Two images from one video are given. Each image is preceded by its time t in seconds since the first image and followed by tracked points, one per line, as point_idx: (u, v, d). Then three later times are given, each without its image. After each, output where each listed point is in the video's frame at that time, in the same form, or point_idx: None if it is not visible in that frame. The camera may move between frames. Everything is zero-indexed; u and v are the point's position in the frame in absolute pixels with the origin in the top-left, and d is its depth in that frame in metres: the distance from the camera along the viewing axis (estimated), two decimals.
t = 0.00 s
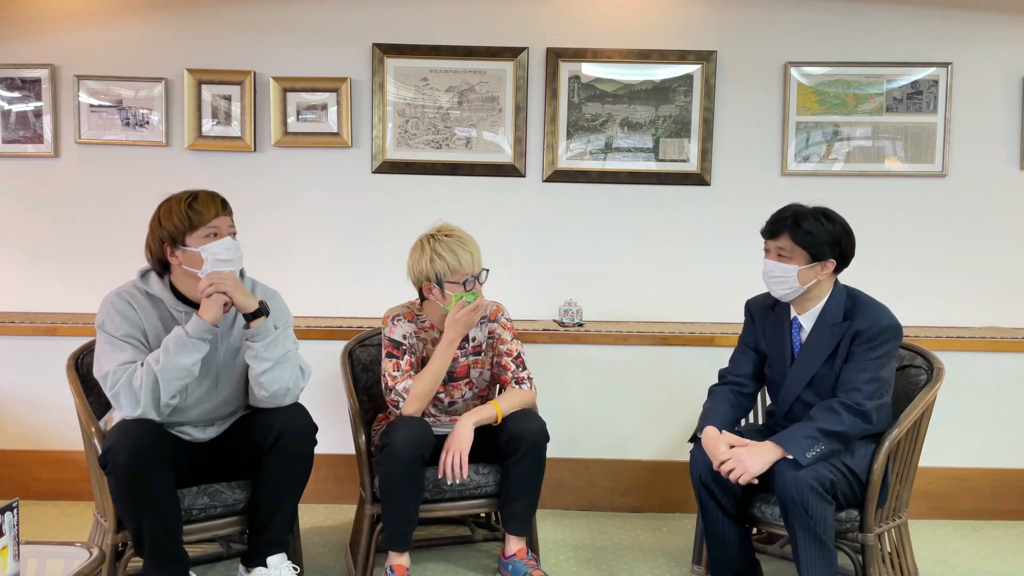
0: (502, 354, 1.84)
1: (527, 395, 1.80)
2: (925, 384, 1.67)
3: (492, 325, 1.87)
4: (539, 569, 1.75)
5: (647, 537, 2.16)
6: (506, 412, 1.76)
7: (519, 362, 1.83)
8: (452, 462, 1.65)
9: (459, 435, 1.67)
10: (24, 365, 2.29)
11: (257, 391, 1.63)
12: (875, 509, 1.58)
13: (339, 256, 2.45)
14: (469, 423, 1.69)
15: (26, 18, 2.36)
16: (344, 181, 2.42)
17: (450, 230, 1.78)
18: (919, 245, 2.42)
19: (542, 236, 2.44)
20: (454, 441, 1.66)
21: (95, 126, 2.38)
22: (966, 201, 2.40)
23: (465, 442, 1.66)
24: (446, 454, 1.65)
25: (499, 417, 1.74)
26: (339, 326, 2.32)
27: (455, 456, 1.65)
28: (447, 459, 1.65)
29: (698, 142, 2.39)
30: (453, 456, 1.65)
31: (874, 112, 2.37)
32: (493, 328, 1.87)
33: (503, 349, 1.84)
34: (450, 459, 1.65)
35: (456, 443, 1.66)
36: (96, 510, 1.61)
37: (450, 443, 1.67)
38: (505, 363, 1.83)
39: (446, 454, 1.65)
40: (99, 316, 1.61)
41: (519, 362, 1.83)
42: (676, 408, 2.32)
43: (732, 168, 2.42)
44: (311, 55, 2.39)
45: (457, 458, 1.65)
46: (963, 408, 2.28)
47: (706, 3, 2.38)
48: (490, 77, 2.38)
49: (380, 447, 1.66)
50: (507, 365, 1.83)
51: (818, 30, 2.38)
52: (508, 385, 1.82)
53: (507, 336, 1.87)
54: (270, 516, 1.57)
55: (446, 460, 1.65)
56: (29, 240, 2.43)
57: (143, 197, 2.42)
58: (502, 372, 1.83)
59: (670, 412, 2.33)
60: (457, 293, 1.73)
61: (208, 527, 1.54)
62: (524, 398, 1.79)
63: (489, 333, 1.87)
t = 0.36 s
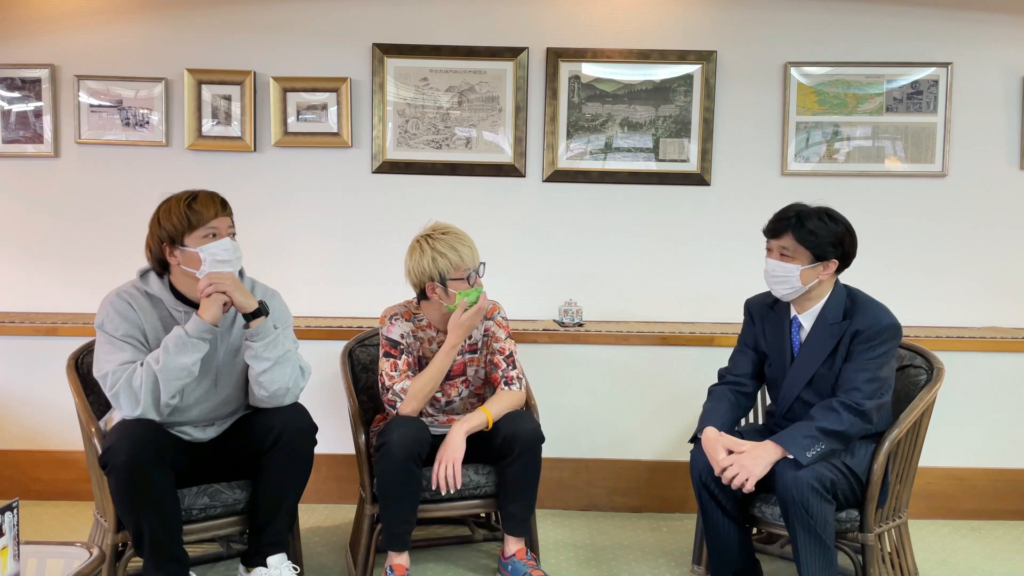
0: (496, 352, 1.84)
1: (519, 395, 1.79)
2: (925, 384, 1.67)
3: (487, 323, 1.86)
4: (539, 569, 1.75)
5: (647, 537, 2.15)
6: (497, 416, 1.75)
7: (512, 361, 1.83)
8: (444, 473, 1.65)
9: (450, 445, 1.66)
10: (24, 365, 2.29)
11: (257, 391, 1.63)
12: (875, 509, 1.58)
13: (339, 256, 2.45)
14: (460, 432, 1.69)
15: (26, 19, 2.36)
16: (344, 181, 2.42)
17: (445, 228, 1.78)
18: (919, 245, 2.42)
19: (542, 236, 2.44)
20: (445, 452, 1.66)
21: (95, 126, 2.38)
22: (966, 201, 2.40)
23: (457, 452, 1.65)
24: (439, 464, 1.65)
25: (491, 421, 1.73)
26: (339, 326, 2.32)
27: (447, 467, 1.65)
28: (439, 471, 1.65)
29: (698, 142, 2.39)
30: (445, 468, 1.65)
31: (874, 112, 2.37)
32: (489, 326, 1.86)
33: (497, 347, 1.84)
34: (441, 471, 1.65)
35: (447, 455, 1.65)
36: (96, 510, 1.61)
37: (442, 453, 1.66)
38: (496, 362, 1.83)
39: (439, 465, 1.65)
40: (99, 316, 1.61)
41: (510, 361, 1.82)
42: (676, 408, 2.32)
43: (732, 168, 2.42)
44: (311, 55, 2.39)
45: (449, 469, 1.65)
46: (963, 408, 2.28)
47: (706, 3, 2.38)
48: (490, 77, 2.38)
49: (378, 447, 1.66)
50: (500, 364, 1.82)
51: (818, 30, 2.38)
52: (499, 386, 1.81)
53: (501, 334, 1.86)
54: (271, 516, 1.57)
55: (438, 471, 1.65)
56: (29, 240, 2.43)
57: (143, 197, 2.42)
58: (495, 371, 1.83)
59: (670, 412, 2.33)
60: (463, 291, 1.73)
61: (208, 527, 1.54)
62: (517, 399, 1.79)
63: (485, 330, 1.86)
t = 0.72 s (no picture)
0: (500, 352, 1.84)
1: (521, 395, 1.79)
2: (925, 384, 1.67)
3: (491, 323, 1.87)
4: (539, 569, 1.75)
5: (647, 537, 2.15)
6: (503, 416, 1.75)
7: (516, 361, 1.82)
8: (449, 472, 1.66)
9: (456, 444, 1.66)
10: (24, 365, 2.29)
11: (257, 391, 1.63)
12: (876, 509, 1.58)
13: (339, 256, 2.45)
14: (466, 432, 1.68)
15: (26, 19, 2.36)
16: (343, 181, 2.42)
17: (438, 224, 1.78)
18: (919, 245, 2.42)
19: (542, 236, 2.44)
20: (450, 452, 1.66)
21: (95, 126, 2.38)
22: (966, 201, 2.40)
23: (462, 452, 1.65)
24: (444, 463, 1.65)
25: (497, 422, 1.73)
26: (339, 326, 2.32)
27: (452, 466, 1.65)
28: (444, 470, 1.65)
29: (698, 142, 2.39)
30: (450, 468, 1.65)
31: (874, 112, 2.37)
32: (493, 326, 1.86)
33: (501, 347, 1.84)
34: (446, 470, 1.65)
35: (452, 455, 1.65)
36: (96, 510, 1.61)
37: (448, 452, 1.67)
38: (502, 362, 1.83)
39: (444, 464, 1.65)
40: (99, 316, 1.61)
41: (515, 361, 1.82)
42: (676, 408, 2.32)
43: (732, 168, 2.42)
44: (311, 55, 2.38)
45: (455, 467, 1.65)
46: (963, 408, 2.28)
47: (706, 3, 2.38)
48: (490, 77, 2.38)
49: (378, 447, 1.66)
50: (504, 364, 1.82)
51: (818, 30, 2.38)
52: (504, 385, 1.81)
53: (505, 334, 1.86)
54: (271, 516, 1.57)
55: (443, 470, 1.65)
56: (28, 240, 2.43)
57: (142, 197, 2.42)
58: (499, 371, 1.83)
59: (670, 412, 2.33)
60: (456, 287, 1.73)
61: (208, 527, 1.54)
62: (521, 399, 1.79)
63: (489, 330, 1.86)
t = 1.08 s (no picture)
0: (497, 352, 1.83)
1: (521, 395, 1.80)
2: (925, 384, 1.67)
3: (489, 323, 1.86)
4: (539, 569, 1.75)
5: (647, 538, 2.15)
6: (501, 416, 1.75)
7: (513, 361, 1.82)
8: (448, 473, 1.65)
9: (454, 445, 1.66)
10: (24, 365, 2.29)
11: (257, 391, 1.63)
12: (876, 509, 1.58)
13: (339, 256, 2.45)
14: (464, 432, 1.68)
15: (25, 19, 2.36)
16: (343, 181, 2.42)
17: (434, 225, 1.78)
18: (919, 245, 2.42)
19: (542, 236, 2.44)
20: (449, 451, 1.66)
21: (95, 126, 2.38)
22: (966, 201, 2.40)
23: (460, 452, 1.66)
24: (444, 463, 1.65)
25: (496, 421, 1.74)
26: (339, 326, 2.32)
27: (452, 467, 1.64)
28: (443, 470, 1.65)
29: (698, 142, 2.39)
30: (450, 468, 1.65)
31: (874, 112, 2.37)
32: (490, 325, 1.86)
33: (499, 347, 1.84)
34: (445, 470, 1.65)
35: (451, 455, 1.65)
36: (96, 510, 1.61)
37: (447, 453, 1.67)
38: (499, 362, 1.83)
39: (444, 464, 1.65)
40: (99, 316, 1.61)
41: (513, 361, 1.82)
42: (676, 408, 2.32)
43: (732, 168, 2.42)
44: (311, 55, 2.39)
45: (455, 468, 1.65)
46: (964, 408, 2.28)
47: (706, 3, 2.38)
48: (490, 77, 2.38)
49: (378, 447, 1.66)
50: (502, 364, 1.82)
51: (818, 30, 2.38)
52: (502, 385, 1.81)
53: (502, 334, 1.86)
54: (271, 516, 1.57)
55: (442, 470, 1.65)
56: (28, 240, 2.43)
57: (142, 197, 2.42)
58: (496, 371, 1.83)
59: (670, 412, 2.33)
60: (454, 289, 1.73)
61: (208, 527, 1.54)
62: (519, 399, 1.79)
63: (486, 330, 1.86)
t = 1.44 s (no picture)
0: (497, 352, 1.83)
1: (521, 395, 1.80)
2: (925, 384, 1.67)
3: (489, 322, 1.86)
4: (539, 569, 1.75)
5: (647, 538, 2.15)
6: (501, 416, 1.75)
7: (513, 360, 1.82)
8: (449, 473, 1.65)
9: (455, 445, 1.66)
10: (24, 365, 2.29)
11: (256, 391, 1.63)
12: (876, 509, 1.58)
13: (338, 256, 2.45)
14: (465, 433, 1.68)
15: (25, 19, 2.36)
16: (343, 181, 2.42)
17: (434, 227, 1.78)
18: (919, 245, 2.42)
19: (542, 236, 2.44)
20: (450, 451, 1.66)
21: (95, 126, 2.38)
22: (966, 201, 2.40)
23: (461, 453, 1.65)
24: (444, 463, 1.66)
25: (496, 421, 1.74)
26: (339, 326, 2.32)
27: (452, 467, 1.64)
28: (444, 470, 1.65)
29: (698, 142, 2.39)
30: (450, 468, 1.65)
31: (874, 112, 2.37)
32: (490, 325, 1.86)
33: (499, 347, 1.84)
34: (446, 470, 1.65)
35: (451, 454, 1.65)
36: (96, 510, 1.61)
37: (447, 453, 1.66)
38: (499, 361, 1.82)
39: (444, 464, 1.65)
40: (99, 316, 1.61)
41: (513, 361, 1.82)
42: (676, 408, 2.32)
43: (732, 168, 2.42)
44: (310, 55, 2.38)
45: (456, 468, 1.65)
46: (964, 408, 2.28)
47: (706, 3, 2.38)
48: (490, 77, 2.38)
49: (378, 447, 1.66)
50: (502, 363, 1.82)
51: (818, 30, 2.38)
52: (502, 385, 1.81)
53: (503, 333, 1.86)
54: (271, 516, 1.57)
55: (443, 470, 1.65)
56: (28, 240, 2.43)
57: (143, 197, 2.42)
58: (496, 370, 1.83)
59: (670, 412, 2.33)
60: (455, 290, 1.73)
61: (208, 527, 1.54)
62: (520, 398, 1.79)
63: (486, 330, 1.86)
